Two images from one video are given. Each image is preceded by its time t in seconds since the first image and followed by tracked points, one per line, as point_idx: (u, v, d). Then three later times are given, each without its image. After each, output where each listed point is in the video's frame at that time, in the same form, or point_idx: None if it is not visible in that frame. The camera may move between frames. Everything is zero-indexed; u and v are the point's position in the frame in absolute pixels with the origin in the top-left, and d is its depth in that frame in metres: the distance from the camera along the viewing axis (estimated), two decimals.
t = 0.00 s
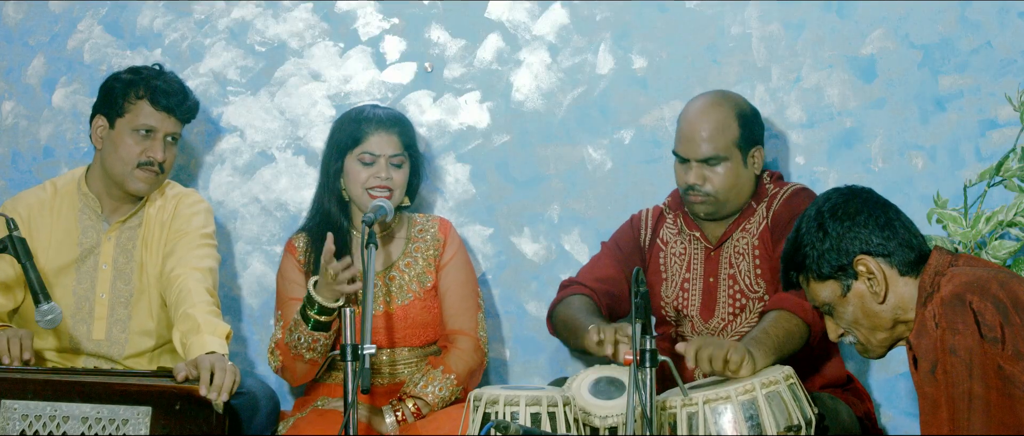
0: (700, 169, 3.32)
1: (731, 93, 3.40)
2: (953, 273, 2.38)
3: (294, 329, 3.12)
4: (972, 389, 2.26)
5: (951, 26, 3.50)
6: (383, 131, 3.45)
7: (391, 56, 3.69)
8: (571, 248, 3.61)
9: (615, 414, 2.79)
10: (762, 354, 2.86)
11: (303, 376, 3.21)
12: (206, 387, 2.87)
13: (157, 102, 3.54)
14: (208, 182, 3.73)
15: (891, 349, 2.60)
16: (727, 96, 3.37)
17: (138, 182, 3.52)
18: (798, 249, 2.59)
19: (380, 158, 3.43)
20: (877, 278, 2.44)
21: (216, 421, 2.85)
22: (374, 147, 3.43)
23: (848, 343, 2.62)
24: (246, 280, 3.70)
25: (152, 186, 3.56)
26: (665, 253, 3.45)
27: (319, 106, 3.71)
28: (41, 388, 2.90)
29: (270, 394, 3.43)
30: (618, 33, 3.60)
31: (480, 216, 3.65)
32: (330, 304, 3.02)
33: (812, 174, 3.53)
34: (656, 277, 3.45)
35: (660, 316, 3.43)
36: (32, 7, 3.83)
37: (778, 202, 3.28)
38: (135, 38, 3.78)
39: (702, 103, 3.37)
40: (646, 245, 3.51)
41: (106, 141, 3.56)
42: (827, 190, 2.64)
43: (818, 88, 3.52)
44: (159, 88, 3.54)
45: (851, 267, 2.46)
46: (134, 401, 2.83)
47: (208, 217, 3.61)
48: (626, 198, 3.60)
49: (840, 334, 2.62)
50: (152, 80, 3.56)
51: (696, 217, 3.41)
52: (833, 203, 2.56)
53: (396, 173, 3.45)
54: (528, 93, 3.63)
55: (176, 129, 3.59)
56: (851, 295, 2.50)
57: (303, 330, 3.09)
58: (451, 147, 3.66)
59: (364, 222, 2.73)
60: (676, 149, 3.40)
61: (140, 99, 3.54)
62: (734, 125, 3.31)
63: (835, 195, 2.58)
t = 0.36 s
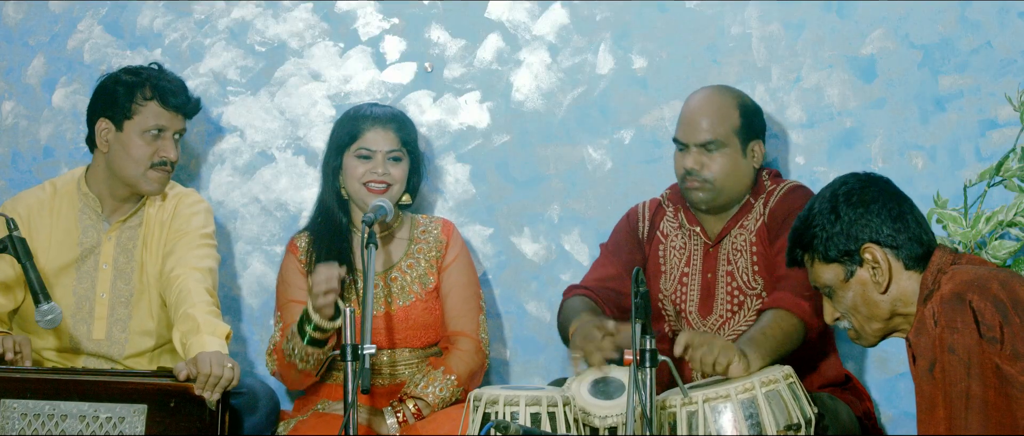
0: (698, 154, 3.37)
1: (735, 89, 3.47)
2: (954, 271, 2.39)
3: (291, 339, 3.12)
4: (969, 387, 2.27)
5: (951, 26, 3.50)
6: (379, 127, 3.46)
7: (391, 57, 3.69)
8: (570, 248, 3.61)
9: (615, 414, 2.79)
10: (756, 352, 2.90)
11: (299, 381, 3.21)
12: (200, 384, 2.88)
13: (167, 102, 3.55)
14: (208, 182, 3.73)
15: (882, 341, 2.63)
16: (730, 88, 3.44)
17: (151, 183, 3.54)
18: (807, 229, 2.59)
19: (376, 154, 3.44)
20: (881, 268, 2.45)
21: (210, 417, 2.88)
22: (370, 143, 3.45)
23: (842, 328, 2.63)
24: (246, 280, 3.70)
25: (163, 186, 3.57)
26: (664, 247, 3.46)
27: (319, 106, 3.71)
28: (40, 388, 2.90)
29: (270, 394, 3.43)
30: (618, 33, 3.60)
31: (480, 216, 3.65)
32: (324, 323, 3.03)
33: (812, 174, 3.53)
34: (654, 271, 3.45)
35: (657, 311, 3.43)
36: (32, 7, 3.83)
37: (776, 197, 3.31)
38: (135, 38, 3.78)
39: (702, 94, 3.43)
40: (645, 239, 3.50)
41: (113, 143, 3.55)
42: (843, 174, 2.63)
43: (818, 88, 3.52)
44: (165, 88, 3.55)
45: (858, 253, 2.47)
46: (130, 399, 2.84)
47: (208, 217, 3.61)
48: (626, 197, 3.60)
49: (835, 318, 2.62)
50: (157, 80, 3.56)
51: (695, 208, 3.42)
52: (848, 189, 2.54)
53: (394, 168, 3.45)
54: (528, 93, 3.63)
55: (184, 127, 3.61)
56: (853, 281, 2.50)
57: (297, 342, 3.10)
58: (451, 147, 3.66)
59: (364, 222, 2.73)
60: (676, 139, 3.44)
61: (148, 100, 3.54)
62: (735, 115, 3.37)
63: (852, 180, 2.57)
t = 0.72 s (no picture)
0: (689, 143, 3.40)
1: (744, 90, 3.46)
2: (957, 272, 2.37)
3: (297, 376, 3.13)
4: (974, 387, 2.24)
5: (951, 26, 3.50)
6: (381, 124, 3.45)
7: (391, 57, 3.69)
8: (570, 248, 3.61)
9: (615, 415, 2.79)
10: (761, 351, 2.89)
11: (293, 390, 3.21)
12: (200, 384, 2.86)
13: (168, 100, 3.55)
14: (208, 182, 3.74)
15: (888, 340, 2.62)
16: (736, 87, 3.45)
17: (152, 182, 3.53)
18: (809, 228, 2.59)
19: (379, 150, 3.42)
20: (882, 265, 2.45)
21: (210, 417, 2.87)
22: (373, 140, 3.43)
23: (849, 327, 2.63)
24: (246, 280, 3.70)
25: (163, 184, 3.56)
26: (668, 252, 3.44)
27: (319, 106, 3.71)
28: (40, 388, 2.89)
29: (270, 394, 3.43)
30: (618, 33, 3.60)
31: (480, 216, 3.65)
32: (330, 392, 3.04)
33: (812, 174, 3.53)
34: (658, 275, 3.44)
35: (660, 315, 3.42)
36: (32, 7, 3.83)
37: (783, 205, 3.31)
38: (135, 38, 3.78)
39: (706, 89, 3.45)
40: (650, 243, 3.49)
41: (114, 142, 3.54)
42: (846, 173, 2.64)
43: (818, 88, 3.52)
44: (166, 87, 3.54)
45: (859, 251, 2.47)
46: (130, 399, 2.85)
47: (207, 217, 3.60)
48: (625, 197, 3.60)
49: (842, 318, 2.63)
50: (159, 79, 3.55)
51: (699, 209, 3.44)
52: (849, 188, 2.55)
53: (397, 164, 3.45)
54: (528, 93, 3.63)
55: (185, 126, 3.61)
56: (856, 279, 2.51)
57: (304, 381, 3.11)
58: (451, 147, 3.66)
59: (364, 222, 2.73)
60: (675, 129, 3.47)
61: (149, 99, 3.53)
62: (732, 110, 3.38)
63: (852, 178, 2.58)
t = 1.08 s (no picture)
0: (683, 153, 3.36)
1: (736, 90, 3.41)
2: (961, 271, 2.37)
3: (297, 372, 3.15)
4: (977, 387, 2.24)
5: (952, 26, 3.50)
6: (362, 118, 3.46)
7: (391, 57, 3.69)
8: (570, 248, 3.61)
9: (615, 414, 2.79)
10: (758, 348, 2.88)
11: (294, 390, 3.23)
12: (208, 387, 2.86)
13: (166, 101, 3.55)
14: (207, 182, 3.74)
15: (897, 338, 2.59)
16: (725, 89, 3.40)
17: (150, 182, 3.54)
18: (810, 230, 2.61)
19: (365, 145, 3.43)
20: (886, 262, 2.45)
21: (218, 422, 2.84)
22: (357, 134, 3.44)
23: (857, 328, 2.63)
24: (246, 280, 3.70)
25: (160, 185, 3.57)
26: (668, 249, 3.44)
27: (319, 106, 3.71)
28: (41, 389, 2.90)
29: (270, 394, 3.43)
30: (618, 33, 3.60)
31: (480, 216, 3.65)
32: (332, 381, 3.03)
33: (812, 174, 3.54)
34: (657, 273, 3.44)
35: (659, 312, 3.42)
36: (32, 7, 3.83)
37: (782, 206, 3.30)
38: (135, 38, 3.78)
39: (695, 95, 3.41)
40: (651, 240, 3.50)
41: (112, 143, 3.55)
42: (846, 174, 2.66)
43: (818, 88, 3.52)
44: (164, 87, 3.55)
45: (861, 249, 2.48)
46: (133, 402, 2.82)
47: (206, 217, 3.60)
48: (625, 197, 3.60)
49: (850, 319, 2.63)
50: (157, 80, 3.56)
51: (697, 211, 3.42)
52: (847, 188, 2.57)
53: (385, 153, 3.43)
54: (528, 93, 3.63)
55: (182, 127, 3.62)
56: (859, 278, 2.51)
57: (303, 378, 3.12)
58: (451, 147, 3.66)
59: (364, 222, 2.73)
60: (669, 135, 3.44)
61: (146, 100, 3.54)
62: (724, 117, 3.33)
63: (851, 178, 2.60)
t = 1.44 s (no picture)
0: (679, 146, 3.36)
1: (734, 88, 3.42)
2: (964, 270, 2.37)
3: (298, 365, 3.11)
4: (977, 386, 2.28)
5: (951, 26, 3.50)
6: (366, 114, 3.48)
7: (391, 57, 3.69)
8: (570, 248, 3.61)
9: (615, 415, 2.80)
10: (765, 349, 2.86)
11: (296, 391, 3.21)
12: (200, 386, 2.87)
13: (163, 101, 3.56)
14: (208, 182, 3.73)
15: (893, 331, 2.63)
16: (725, 86, 3.41)
17: (148, 183, 3.54)
18: (820, 215, 2.58)
19: (367, 140, 3.44)
20: (893, 256, 2.45)
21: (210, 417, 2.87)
22: (362, 130, 3.44)
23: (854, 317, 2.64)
24: (246, 280, 3.70)
25: (160, 186, 3.57)
26: (663, 248, 3.44)
27: (319, 106, 3.71)
28: (40, 388, 2.90)
29: (270, 394, 3.42)
30: (618, 33, 3.60)
31: (480, 216, 3.65)
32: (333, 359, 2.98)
33: (812, 174, 3.53)
34: (653, 272, 3.44)
35: (656, 312, 3.42)
36: (32, 7, 3.83)
37: (776, 200, 3.29)
38: (135, 38, 3.78)
39: (694, 90, 3.41)
40: (646, 239, 3.50)
41: (111, 143, 3.55)
42: (861, 162, 2.63)
43: (818, 88, 3.52)
44: (162, 87, 3.56)
45: (870, 240, 2.46)
46: (130, 399, 2.84)
47: (206, 217, 3.60)
48: (625, 197, 3.60)
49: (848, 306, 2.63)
50: (153, 79, 3.57)
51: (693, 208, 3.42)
52: (864, 177, 2.54)
53: (387, 151, 3.44)
54: (528, 93, 3.63)
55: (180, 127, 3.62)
56: (865, 268, 2.50)
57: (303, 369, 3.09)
58: (451, 147, 3.66)
59: (364, 222, 2.72)
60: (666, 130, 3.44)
61: (143, 101, 3.55)
62: (723, 112, 3.34)
63: (868, 167, 2.57)
